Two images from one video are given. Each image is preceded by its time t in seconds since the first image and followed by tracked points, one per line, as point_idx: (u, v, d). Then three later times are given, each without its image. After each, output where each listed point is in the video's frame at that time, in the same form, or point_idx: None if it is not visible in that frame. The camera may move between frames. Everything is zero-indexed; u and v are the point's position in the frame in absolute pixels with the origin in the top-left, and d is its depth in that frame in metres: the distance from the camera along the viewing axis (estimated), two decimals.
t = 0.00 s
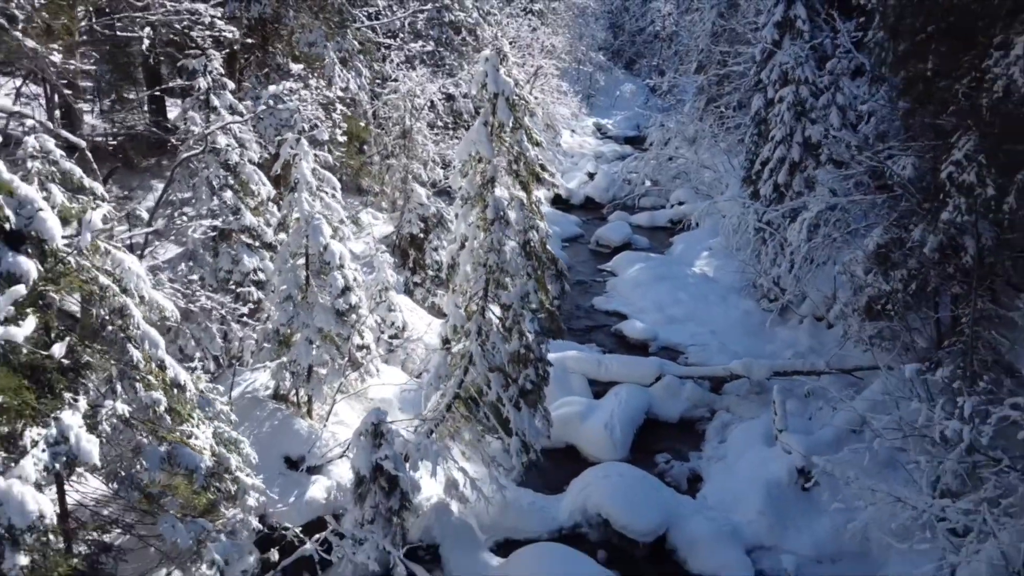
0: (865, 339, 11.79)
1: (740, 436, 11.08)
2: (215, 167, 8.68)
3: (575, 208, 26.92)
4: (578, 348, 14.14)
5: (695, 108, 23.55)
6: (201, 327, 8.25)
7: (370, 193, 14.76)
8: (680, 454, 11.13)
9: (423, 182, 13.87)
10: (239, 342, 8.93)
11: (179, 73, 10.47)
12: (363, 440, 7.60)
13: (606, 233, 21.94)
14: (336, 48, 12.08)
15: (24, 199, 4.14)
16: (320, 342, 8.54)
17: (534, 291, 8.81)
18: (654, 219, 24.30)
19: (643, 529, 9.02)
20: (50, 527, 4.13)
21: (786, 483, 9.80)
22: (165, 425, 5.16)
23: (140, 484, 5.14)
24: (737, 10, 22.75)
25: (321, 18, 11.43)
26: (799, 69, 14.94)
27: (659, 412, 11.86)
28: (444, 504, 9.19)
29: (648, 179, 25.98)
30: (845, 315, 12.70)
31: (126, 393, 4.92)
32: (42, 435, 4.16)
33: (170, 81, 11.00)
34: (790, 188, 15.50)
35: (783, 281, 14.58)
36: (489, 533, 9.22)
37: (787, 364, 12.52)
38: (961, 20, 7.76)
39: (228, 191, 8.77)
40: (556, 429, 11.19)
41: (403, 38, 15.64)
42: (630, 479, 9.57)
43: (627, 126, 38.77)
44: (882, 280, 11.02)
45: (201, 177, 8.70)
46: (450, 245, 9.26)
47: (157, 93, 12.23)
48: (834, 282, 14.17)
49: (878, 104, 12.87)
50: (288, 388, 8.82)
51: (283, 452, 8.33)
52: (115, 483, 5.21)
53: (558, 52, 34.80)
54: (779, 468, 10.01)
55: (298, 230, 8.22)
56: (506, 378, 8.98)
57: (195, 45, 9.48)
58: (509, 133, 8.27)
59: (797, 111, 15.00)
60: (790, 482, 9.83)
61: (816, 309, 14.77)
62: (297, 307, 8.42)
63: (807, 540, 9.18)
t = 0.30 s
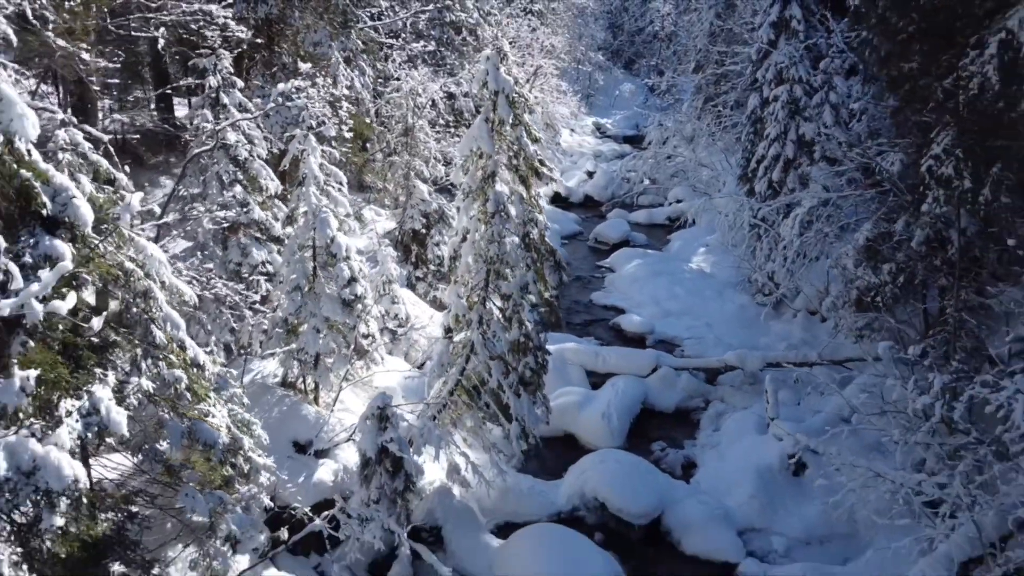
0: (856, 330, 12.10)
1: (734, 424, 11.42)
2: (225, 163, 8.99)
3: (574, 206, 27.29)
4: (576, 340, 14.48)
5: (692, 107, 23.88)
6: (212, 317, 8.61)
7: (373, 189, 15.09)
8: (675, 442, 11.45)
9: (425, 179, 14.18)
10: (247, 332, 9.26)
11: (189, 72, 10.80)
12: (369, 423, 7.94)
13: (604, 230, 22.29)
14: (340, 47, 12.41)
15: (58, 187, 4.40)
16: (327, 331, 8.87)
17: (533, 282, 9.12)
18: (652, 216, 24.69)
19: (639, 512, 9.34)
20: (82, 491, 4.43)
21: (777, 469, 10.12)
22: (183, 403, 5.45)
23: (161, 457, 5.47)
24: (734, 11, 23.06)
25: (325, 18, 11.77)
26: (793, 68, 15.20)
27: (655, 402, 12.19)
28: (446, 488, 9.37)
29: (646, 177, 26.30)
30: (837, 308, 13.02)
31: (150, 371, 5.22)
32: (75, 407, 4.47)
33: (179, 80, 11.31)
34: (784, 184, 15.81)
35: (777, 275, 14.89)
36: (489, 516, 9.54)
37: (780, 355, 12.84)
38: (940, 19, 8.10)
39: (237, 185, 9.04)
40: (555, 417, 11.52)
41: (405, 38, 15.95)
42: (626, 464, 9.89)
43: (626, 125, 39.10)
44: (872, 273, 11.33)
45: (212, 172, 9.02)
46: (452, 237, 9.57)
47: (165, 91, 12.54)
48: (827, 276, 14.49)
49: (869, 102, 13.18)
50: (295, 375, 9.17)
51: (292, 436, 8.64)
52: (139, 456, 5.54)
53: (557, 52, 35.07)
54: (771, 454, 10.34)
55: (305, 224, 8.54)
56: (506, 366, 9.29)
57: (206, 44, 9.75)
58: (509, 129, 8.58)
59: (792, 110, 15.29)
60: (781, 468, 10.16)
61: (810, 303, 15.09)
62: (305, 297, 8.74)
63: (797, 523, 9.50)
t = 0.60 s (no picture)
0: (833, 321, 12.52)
1: (715, 412, 11.81)
2: (221, 159, 9.22)
3: (563, 204, 27.69)
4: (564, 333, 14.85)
5: (678, 106, 24.31)
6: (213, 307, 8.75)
7: (364, 186, 15.36)
8: (659, 430, 11.83)
9: (415, 176, 14.45)
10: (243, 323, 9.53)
11: (183, 70, 11.02)
12: (363, 408, 8.24)
13: (591, 226, 22.68)
14: (332, 46, 12.67)
15: (74, 178, 4.70)
16: (322, 321, 9.17)
17: (521, 273, 9.46)
18: (639, 214, 25.25)
19: (622, 495, 9.69)
20: (97, 464, 4.69)
21: (756, 454, 10.52)
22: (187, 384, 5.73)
23: (167, 436, 5.73)
24: (719, 11, 23.51)
25: (318, 19, 12.07)
26: (775, 68, 15.51)
27: (640, 391, 12.57)
28: (437, 474, 9.68)
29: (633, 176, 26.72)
30: (816, 300, 13.44)
31: (157, 354, 5.48)
32: (90, 383, 4.72)
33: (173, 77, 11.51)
34: (766, 181, 16.22)
35: (758, 269, 15.31)
36: (479, 501, 9.86)
37: (761, 346, 13.25)
38: (907, 20, 8.51)
39: (233, 181, 9.28)
40: (543, 406, 11.86)
41: (395, 37, 16.22)
42: (611, 449, 10.24)
43: (614, 124, 39.50)
44: (848, 265, 11.75)
45: (208, 169, 9.26)
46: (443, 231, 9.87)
47: (159, 89, 12.74)
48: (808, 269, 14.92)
49: (846, 100, 13.62)
50: (290, 365, 9.46)
51: (288, 423, 8.91)
52: (147, 435, 5.82)
53: (545, 52, 35.41)
54: (750, 440, 10.72)
55: (300, 217, 8.80)
56: (495, 355, 9.62)
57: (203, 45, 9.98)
58: (497, 125, 8.91)
59: (774, 108, 15.46)
60: (760, 453, 10.54)
61: (792, 296, 15.51)
62: (300, 288, 9.03)
63: (775, 505, 9.88)
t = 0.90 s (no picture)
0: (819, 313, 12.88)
1: (705, 402, 12.13)
2: (223, 154, 9.45)
3: (557, 202, 28.05)
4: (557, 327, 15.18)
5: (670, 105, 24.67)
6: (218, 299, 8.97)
7: (361, 184, 15.65)
8: (650, 420, 12.16)
9: (411, 173, 14.74)
10: (246, 315, 9.83)
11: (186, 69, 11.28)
12: (363, 395, 8.55)
13: (584, 224, 23.01)
14: (330, 46, 12.94)
15: (92, 169, 5.00)
16: (322, 312, 9.47)
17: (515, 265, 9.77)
18: (631, 212, 25.60)
19: (614, 480, 9.98)
20: (115, 437, 5.00)
21: (744, 441, 10.83)
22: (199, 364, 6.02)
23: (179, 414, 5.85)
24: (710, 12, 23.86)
25: (315, 19, 12.35)
26: (763, 67, 15.84)
27: (632, 382, 12.90)
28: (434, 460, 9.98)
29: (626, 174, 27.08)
30: (803, 293, 13.80)
31: (168, 337, 5.77)
32: (109, 362, 5.05)
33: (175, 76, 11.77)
34: (755, 178, 16.57)
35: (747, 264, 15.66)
36: (474, 486, 10.16)
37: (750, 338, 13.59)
38: (883, 21, 8.85)
39: (236, 176, 9.54)
40: (537, 397, 12.18)
41: (390, 37, 16.50)
42: (603, 437, 10.54)
43: (607, 123, 39.82)
44: (833, 258, 12.11)
45: (211, 164, 9.46)
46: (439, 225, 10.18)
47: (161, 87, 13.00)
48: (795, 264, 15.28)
49: (831, 99, 13.98)
50: (291, 354, 9.76)
51: (290, 410, 9.22)
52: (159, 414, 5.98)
53: (539, 52, 35.74)
54: (738, 428, 11.02)
55: (301, 211, 9.09)
56: (490, 344, 9.93)
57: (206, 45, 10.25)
58: (491, 122, 9.23)
59: (762, 106, 15.92)
60: (747, 441, 10.85)
61: (780, 290, 15.86)
62: (301, 279, 9.33)
63: (761, 489, 10.19)
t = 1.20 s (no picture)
0: (793, 304, 13.34)
1: (683, 390, 12.52)
2: (213, 152, 9.73)
3: (540, 200, 28.45)
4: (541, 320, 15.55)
5: (651, 104, 25.12)
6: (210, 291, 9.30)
7: (347, 181, 15.90)
8: (630, 408, 12.55)
9: (396, 170, 15.02)
10: (236, 307, 10.12)
11: (174, 67, 11.46)
12: (351, 382, 8.82)
13: (567, 221, 23.40)
14: (316, 45, 13.19)
15: (95, 162, 5.25)
16: (310, 303, 9.74)
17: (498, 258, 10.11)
18: (612, 209, 25.97)
19: (594, 465, 10.34)
20: (117, 417, 5.28)
21: (720, 427, 11.21)
22: (194, 349, 6.28)
23: (176, 396, 6.24)
24: (690, 13, 24.33)
25: (301, 19, 12.59)
26: (740, 67, 16.29)
27: (612, 372, 13.28)
28: (420, 448, 10.26)
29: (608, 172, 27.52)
30: (777, 285, 14.26)
31: (166, 323, 6.03)
32: (110, 345, 5.32)
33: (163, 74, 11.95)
34: (733, 174, 17.04)
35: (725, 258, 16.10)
36: (459, 473, 10.49)
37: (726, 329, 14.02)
38: (848, 23, 9.30)
39: (224, 172, 9.78)
40: (520, 387, 12.52)
41: (375, 37, 16.74)
42: (583, 423, 10.89)
43: (590, 123, 40.27)
44: (805, 250, 12.56)
45: (201, 161, 9.71)
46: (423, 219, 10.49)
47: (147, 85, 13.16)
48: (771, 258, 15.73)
49: (804, 98, 14.46)
50: (281, 346, 10.03)
51: (280, 399, 9.50)
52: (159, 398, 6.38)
53: (522, 52, 36.08)
54: (714, 414, 11.33)
55: (289, 206, 9.36)
56: (474, 334, 10.25)
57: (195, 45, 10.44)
58: (474, 119, 9.56)
59: (739, 105, 16.40)
60: (723, 427, 11.18)
61: (757, 284, 16.32)
62: (290, 272, 9.59)
63: (736, 472, 10.57)
